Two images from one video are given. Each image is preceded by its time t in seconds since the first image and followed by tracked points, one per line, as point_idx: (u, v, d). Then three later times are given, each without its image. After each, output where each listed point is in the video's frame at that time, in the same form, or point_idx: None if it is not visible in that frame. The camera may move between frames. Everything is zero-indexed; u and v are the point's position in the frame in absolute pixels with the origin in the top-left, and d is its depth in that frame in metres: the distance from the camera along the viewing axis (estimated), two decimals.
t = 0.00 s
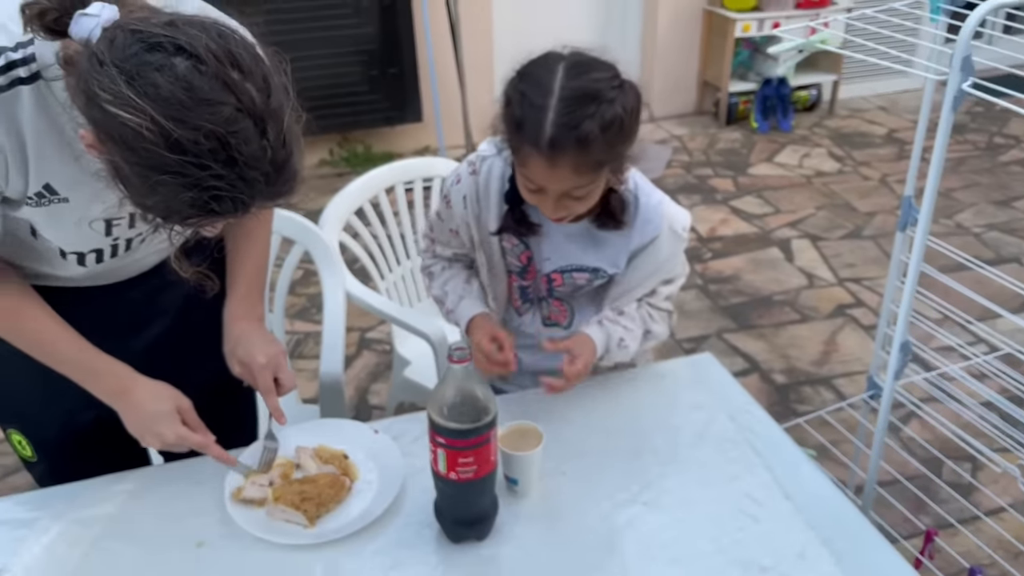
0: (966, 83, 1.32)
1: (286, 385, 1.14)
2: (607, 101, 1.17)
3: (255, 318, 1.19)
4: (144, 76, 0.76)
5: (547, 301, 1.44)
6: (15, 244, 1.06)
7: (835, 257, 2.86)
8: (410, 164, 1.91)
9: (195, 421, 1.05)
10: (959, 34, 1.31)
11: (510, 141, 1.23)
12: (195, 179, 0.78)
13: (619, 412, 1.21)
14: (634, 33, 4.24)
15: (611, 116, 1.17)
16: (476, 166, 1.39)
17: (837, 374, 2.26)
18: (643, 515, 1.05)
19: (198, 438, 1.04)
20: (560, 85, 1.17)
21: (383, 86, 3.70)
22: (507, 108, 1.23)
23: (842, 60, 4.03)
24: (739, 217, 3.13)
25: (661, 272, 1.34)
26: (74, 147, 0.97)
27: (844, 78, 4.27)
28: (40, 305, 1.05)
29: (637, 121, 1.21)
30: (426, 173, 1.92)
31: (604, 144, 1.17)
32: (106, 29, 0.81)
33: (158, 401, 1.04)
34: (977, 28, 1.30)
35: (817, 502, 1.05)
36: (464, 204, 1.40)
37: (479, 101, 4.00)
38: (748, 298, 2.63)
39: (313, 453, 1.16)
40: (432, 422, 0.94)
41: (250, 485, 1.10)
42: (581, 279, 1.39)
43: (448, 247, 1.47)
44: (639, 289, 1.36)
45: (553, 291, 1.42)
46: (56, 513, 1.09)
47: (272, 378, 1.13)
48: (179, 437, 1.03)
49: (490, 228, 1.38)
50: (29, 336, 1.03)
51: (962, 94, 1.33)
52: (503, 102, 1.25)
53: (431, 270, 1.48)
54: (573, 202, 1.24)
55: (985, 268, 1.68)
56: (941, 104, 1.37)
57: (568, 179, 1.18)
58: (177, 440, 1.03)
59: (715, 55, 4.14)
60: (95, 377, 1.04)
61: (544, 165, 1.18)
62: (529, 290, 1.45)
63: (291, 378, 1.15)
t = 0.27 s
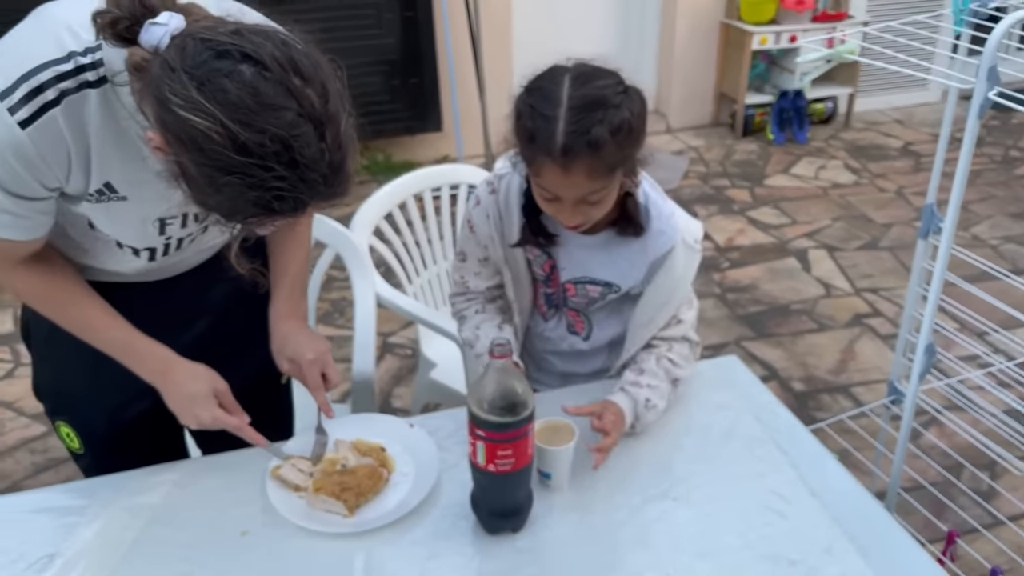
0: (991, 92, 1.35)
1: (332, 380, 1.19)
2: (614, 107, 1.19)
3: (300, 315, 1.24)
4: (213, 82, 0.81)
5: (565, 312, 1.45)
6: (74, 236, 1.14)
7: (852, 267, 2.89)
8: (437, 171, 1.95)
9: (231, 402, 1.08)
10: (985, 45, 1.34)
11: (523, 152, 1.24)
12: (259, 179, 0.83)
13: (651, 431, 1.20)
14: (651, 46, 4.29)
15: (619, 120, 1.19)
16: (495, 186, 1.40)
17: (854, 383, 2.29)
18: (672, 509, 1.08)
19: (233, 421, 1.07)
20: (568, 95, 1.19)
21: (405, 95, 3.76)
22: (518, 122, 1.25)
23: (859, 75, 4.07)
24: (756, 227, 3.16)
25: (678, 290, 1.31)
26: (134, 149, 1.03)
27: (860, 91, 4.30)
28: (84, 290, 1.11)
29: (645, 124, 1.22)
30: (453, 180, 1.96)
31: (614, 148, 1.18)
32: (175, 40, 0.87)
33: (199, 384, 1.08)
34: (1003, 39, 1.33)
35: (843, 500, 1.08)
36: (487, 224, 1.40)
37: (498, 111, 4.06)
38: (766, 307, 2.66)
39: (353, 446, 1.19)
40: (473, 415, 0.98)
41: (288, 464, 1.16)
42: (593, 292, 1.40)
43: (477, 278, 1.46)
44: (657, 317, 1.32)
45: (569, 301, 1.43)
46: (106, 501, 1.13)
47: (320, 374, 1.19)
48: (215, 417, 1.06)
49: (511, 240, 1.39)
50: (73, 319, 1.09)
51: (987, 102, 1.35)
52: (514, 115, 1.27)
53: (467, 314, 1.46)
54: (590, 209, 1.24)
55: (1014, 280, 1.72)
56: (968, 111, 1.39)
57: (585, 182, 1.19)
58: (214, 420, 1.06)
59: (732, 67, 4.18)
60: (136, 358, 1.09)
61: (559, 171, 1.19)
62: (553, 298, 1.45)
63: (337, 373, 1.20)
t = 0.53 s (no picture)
0: (1019, 103, 1.38)
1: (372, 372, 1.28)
2: (645, 132, 1.21)
3: (337, 312, 1.32)
4: (276, 87, 0.87)
5: (587, 325, 1.45)
6: (124, 237, 1.18)
7: (865, 278, 2.92)
8: (462, 178, 1.99)
9: (269, 400, 1.12)
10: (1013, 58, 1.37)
11: (552, 174, 1.25)
12: (317, 179, 0.88)
13: (682, 449, 1.21)
14: (664, 57, 4.34)
15: (649, 146, 1.20)
16: (523, 204, 1.39)
17: (869, 392, 2.31)
18: (702, 509, 1.11)
19: (270, 418, 1.10)
20: (599, 120, 1.20)
21: (421, 103, 3.81)
22: (548, 144, 1.26)
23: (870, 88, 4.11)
24: (769, 238, 3.20)
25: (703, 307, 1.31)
26: (186, 151, 1.08)
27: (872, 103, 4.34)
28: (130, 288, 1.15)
29: (674, 149, 1.24)
30: (477, 188, 2.00)
31: (644, 172, 1.19)
32: (236, 47, 0.92)
33: (240, 379, 1.12)
34: None
35: (870, 503, 1.11)
36: (513, 240, 1.39)
37: (513, 120, 4.11)
38: (780, 316, 2.69)
39: (391, 445, 1.23)
40: (511, 414, 1.01)
41: (327, 467, 1.18)
42: (616, 308, 1.40)
43: (497, 297, 1.43)
44: (683, 329, 1.33)
45: (592, 314, 1.43)
46: (150, 495, 1.15)
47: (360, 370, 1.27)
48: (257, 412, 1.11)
49: (537, 258, 1.39)
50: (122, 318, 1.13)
51: (1015, 113, 1.38)
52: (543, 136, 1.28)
53: (487, 337, 1.42)
54: (615, 231, 1.25)
55: None
56: (995, 121, 1.42)
57: (614, 205, 1.20)
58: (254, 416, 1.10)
59: (744, 79, 4.23)
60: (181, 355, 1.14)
61: (588, 194, 1.20)
62: (575, 311, 1.45)
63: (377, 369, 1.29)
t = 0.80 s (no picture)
0: None
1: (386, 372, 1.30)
2: (658, 144, 1.22)
3: (352, 305, 1.35)
4: (306, 87, 0.90)
5: (596, 330, 1.47)
6: (148, 235, 1.20)
7: (873, 284, 2.93)
8: (474, 180, 2.01)
9: (288, 397, 1.14)
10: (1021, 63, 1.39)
11: (565, 183, 1.26)
12: (345, 177, 0.91)
13: (697, 461, 1.20)
14: (673, 64, 4.36)
15: (662, 157, 1.21)
16: (535, 211, 1.40)
17: (876, 397, 2.32)
18: (711, 505, 1.13)
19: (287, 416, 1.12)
20: (613, 132, 1.21)
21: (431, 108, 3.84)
22: (561, 155, 1.27)
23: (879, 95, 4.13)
24: (777, 244, 3.21)
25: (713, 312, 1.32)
26: (212, 152, 1.10)
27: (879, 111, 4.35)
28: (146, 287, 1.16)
29: (687, 160, 1.25)
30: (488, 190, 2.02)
31: (657, 184, 1.20)
32: (265, 48, 0.96)
33: (256, 377, 1.15)
34: None
35: (877, 501, 1.12)
36: (526, 246, 1.39)
37: (522, 125, 4.14)
38: (788, 321, 2.71)
39: (404, 438, 1.25)
40: (524, 408, 1.03)
41: (342, 459, 1.20)
42: (626, 313, 1.41)
43: (507, 304, 1.43)
44: (691, 333, 1.34)
45: (601, 319, 1.44)
46: (166, 487, 1.17)
47: (375, 363, 1.30)
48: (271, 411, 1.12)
49: (548, 264, 1.40)
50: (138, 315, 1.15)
51: None
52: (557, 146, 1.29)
53: (497, 344, 1.42)
54: (628, 240, 1.26)
55: None
56: (1004, 125, 1.44)
57: (627, 215, 1.22)
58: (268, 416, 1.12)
59: (753, 86, 4.25)
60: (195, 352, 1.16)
61: (602, 205, 1.21)
62: (585, 315, 1.46)
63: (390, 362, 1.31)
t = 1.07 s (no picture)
0: (1005, 109, 1.43)
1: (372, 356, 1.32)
2: (641, 156, 1.22)
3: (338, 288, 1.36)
4: (292, 81, 0.91)
5: (584, 333, 1.47)
6: (140, 227, 1.23)
7: (870, 288, 2.94)
8: (469, 181, 2.02)
9: (268, 369, 1.16)
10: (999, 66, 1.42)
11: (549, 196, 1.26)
12: (330, 169, 0.92)
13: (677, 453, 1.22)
14: (673, 68, 4.38)
15: (645, 170, 1.21)
16: (522, 219, 1.39)
17: (870, 400, 2.32)
18: (693, 503, 1.13)
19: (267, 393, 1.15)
20: (596, 146, 1.21)
21: (432, 111, 3.86)
22: (545, 168, 1.27)
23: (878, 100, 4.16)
24: (775, 247, 3.23)
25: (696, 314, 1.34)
26: (201, 148, 1.11)
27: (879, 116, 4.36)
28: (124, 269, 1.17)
29: (670, 170, 1.25)
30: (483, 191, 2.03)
31: (640, 196, 1.21)
32: (253, 45, 0.97)
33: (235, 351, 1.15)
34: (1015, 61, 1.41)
35: (858, 499, 1.12)
36: (513, 253, 1.39)
37: (523, 129, 4.17)
38: (783, 325, 2.72)
39: (392, 435, 1.26)
40: (506, 406, 1.04)
41: (329, 453, 1.21)
42: (612, 317, 1.42)
43: (497, 308, 1.44)
44: (675, 336, 1.35)
45: (589, 324, 1.45)
46: (155, 480, 1.19)
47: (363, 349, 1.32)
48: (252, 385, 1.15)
49: (535, 272, 1.38)
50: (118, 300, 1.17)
51: (1001, 119, 1.44)
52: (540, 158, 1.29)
53: (487, 347, 1.43)
54: (612, 250, 1.28)
55: None
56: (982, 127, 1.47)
57: (611, 228, 1.23)
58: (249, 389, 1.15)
59: (753, 90, 4.27)
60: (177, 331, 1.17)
61: (585, 219, 1.22)
62: (572, 319, 1.46)
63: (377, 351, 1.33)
